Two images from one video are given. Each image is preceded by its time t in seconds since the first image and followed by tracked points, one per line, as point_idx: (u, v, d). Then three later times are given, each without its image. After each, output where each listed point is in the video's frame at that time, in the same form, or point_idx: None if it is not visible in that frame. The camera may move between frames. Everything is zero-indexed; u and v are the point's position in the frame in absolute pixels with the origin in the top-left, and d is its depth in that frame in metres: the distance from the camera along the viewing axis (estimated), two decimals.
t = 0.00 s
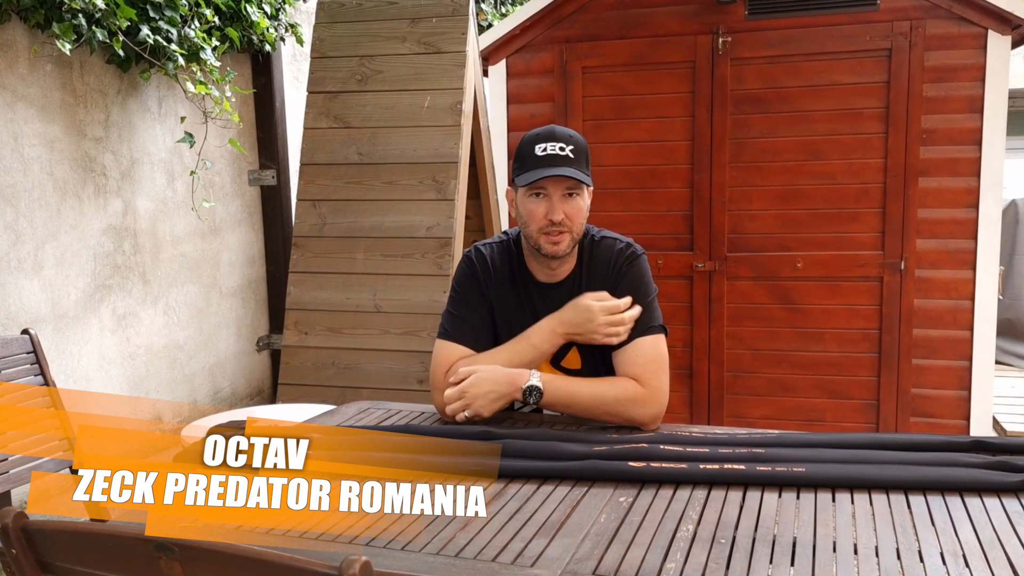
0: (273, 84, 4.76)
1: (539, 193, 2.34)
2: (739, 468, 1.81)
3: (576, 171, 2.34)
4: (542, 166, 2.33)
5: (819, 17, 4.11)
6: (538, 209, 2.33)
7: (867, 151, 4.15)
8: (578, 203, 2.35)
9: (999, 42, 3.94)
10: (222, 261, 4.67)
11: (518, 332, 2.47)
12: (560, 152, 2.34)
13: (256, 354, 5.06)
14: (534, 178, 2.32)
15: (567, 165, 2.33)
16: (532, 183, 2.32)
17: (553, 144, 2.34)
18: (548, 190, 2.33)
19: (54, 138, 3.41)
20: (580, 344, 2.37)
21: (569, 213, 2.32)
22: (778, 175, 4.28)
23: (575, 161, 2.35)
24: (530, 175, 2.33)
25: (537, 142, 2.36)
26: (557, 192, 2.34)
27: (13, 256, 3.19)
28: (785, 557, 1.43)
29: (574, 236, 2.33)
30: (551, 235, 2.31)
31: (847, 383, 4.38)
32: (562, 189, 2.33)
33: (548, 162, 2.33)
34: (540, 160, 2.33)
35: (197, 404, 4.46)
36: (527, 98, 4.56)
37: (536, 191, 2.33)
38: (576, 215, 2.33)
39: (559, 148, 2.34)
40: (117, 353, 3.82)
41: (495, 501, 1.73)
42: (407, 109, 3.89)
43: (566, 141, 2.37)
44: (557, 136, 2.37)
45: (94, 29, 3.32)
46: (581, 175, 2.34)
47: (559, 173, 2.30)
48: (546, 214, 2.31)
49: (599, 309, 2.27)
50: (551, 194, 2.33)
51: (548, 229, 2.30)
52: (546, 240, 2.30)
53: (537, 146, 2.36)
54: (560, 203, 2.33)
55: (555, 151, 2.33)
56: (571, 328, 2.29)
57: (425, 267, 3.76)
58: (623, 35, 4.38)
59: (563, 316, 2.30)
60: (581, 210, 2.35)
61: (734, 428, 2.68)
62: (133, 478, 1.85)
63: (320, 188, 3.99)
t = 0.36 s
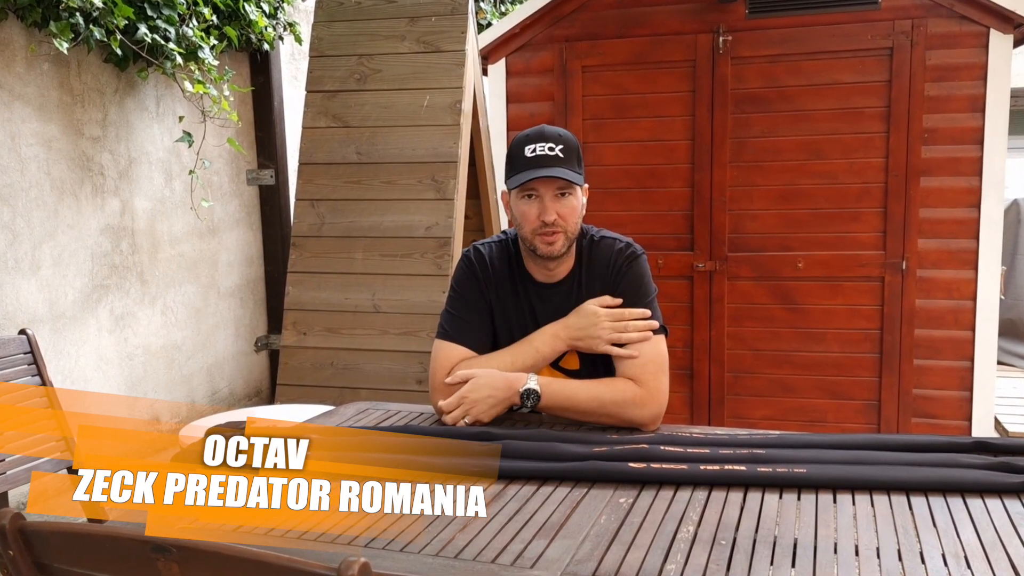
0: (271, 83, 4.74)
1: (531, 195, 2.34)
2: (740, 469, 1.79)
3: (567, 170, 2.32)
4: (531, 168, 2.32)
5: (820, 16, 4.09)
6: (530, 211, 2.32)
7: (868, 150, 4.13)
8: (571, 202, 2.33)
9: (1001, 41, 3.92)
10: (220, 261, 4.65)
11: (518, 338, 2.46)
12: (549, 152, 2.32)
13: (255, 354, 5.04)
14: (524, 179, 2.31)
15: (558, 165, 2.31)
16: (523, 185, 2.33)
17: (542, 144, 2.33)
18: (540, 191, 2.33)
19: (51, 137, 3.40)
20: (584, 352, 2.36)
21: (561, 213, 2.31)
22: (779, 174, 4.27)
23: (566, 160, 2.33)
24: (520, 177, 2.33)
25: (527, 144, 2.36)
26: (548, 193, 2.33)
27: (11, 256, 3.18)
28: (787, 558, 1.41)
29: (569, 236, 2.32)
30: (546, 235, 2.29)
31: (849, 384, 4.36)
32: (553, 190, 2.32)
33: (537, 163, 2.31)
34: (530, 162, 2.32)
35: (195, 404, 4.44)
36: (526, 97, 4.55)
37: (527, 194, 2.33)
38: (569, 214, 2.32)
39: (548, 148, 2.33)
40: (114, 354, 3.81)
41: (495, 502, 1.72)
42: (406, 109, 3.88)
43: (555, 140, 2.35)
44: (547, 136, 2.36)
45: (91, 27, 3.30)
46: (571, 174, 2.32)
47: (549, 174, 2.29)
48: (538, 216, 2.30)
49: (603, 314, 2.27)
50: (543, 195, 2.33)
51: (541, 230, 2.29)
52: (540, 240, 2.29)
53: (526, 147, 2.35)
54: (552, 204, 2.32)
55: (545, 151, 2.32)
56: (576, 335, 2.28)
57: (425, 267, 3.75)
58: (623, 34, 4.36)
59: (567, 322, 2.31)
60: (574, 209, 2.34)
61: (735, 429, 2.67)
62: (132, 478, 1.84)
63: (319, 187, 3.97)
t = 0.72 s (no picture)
0: (270, 82, 4.72)
1: (528, 195, 2.33)
2: (740, 470, 1.78)
3: (565, 171, 2.31)
4: (528, 168, 2.31)
5: (821, 14, 4.08)
6: (528, 212, 2.31)
7: (870, 150, 4.12)
8: (569, 203, 2.31)
9: (1003, 40, 3.91)
10: (218, 261, 4.64)
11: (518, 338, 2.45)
12: (546, 152, 2.31)
13: (253, 354, 5.02)
14: (521, 180, 2.30)
15: (555, 165, 2.30)
16: (520, 186, 2.31)
17: (539, 145, 2.32)
18: (537, 192, 2.31)
19: (48, 137, 3.38)
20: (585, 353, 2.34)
21: (559, 213, 2.29)
22: (780, 174, 4.26)
23: (563, 160, 2.32)
24: (516, 178, 2.32)
25: (524, 144, 2.34)
26: (546, 193, 2.31)
27: (8, 256, 3.17)
28: (788, 559, 1.40)
29: (567, 236, 2.31)
30: (543, 235, 2.29)
31: (850, 384, 4.35)
32: (550, 190, 2.30)
33: (534, 164, 2.30)
34: (526, 162, 2.31)
35: (194, 405, 4.43)
36: (526, 96, 4.53)
37: (525, 195, 2.32)
38: (567, 215, 2.30)
39: (545, 148, 2.31)
40: (112, 354, 3.79)
41: (495, 503, 1.71)
42: (405, 108, 3.86)
43: (552, 141, 2.33)
44: (544, 137, 2.34)
45: (89, 26, 3.29)
46: (567, 175, 2.30)
47: (546, 175, 2.27)
48: (536, 217, 2.29)
49: (604, 315, 2.25)
50: (540, 196, 2.31)
51: (539, 231, 2.28)
52: (538, 242, 2.29)
53: (523, 147, 2.34)
54: (550, 204, 2.30)
55: (541, 152, 2.30)
56: (577, 335, 2.27)
57: (423, 267, 3.74)
58: (623, 33, 4.35)
59: (568, 324, 2.30)
60: (573, 210, 2.32)
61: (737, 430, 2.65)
62: (132, 479, 1.83)
63: (318, 187, 3.96)
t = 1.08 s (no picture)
0: (268, 81, 4.71)
1: (529, 193, 2.32)
2: (741, 471, 1.76)
3: (565, 168, 2.29)
4: (528, 165, 2.29)
5: (822, 13, 4.07)
6: (528, 209, 2.30)
7: (871, 149, 4.11)
8: (569, 201, 2.31)
9: (1006, 38, 3.89)
10: (217, 261, 4.63)
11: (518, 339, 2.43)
12: (546, 150, 2.29)
13: (251, 355, 5.01)
14: (521, 177, 2.29)
15: (555, 162, 2.29)
16: (520, 183, 2.30)
17: (539, 142, 2.30)
18: (537, 189, 2.30)
19: (46, 136, 3.37)
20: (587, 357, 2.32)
21: (560, 211, 2.28)
22: (781, 173, 4.24)
23: (563, 157, 2.30)
24: (517, 175, 2.31)
25: (524, 141, 2.33)
26: (546, 191, 2.30)
27: (5, 256, 3.16)
28: (789, 561, 1.39)
29: (568, 234, 2.29)
30: (544, 234, 2.27)
31: (851, 385, 4.33)
32: (551, 188, 2.29)
33: (534, 162, 2.29)
34: (526, 159, 2.30)
35: (191, 405, 4.41)
36: (526, 95, 4.52)
37: (525, 192, 2.31)
38: (567, 213, 2.29)
39: (545, 145, 2.30)
40: (109, 355, 3.78)
41: (495, 504, 1.70)
42: (404, 107, 3.85)
43: (553, 138, 2.32)
44: (544, 134, 2.33)
45: (87, 25, 3.28)
46: (568, 171, 2.29)
47: (546, 172, 2.26)
48: (536, 214, 2.28)
49: (606, 318, 2.24)
50: (540, 194, 2.30)
51: (540, 229, 2.27)
52: (539, 239, 2.27)
53: (523, 145, 2.33)
54: (550, 202, 2.29)
55: (542, 149, 2.29)
56: (579, 339, 2.26)
57: (422, 267, 3.73)
58: (623, 32, 4.34)
59: (569, 326, 2.29)
60: (573, 208, 2.31)
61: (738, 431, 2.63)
62: (132, 479, 1.81)
63: (316, 186, 3.94)
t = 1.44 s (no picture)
0: (266, 80, 4.70)
1: (528, 190, 2.31)
2: (742, 472, 1.75)
3: (565, 167, 2.28)
4: (527, 162, 2.29)
5: (823, 12, 4.05)
6: (526, 207, 2.29)
7: (871, 148, 4.10)
8: (568, 200, 2.29)
9: (1008, 37, 3.88)
10: (214, 261, 4.61)
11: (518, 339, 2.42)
12: (547, 148, 2.28)
13: (249, 355, 4.99)
14: (519, 173, 2.28)
15: (555, 161, 2.28)
16: (519, 179, 2.30)
17: (541, 139, 2.30)
18: (536, 186, 2.29)
19: (43, 136, 3.36)
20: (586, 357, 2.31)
21: (557, 210, 2.27)
22: (781, 173, 4.23)
23: (564, 157, 2.29)
24: (516, 171, 2.30)
25: (527, 138, 2.33)
26: (544, 188, 2.29)
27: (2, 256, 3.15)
28: (790, 563, 1.37)
29: (565, 234, 2.28)
30: (540, 231, 2.26)
31: (852, 386, 4.32)
32: (549, 186, 2.28)
33: (534, 159, 2.28)
34: (526, 156, 2.29)
35: (189, 406, 4.40)
36: (525, 95, 4.50)
37: (525, 189, 2.31)
38: (565, 212, 2.28)
39: (547, 144, 2.29)
40: (107, 355, 3.77)
41: (495, 504, 1.68)
42: (403, 106, 3.84)
43: (556, 137, 2.32)
44: (548, 133, 2.33)
45: (84, 24, 3.27)
46: (566, 171, 2.27)
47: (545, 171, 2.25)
48: (534, 211, 2.27)
49: (606, 318, 2.23)
50: (538, 191, 2.29)
51: (536, 226, 2.25)
52: (535, 236, 2.26)
53: (527, 141, 2.32)
54: (549, 200, 2.28)
55: (543, 147, 2.28)
56: (581, 340, 2.25)
57: (421, 267, 3.71)
58: (623, 31, 4.32)
59: (569, 327, 2.27)
60: (572, 208, 2.30)
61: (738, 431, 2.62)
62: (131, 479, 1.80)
63: (315, 186, 3.93)
